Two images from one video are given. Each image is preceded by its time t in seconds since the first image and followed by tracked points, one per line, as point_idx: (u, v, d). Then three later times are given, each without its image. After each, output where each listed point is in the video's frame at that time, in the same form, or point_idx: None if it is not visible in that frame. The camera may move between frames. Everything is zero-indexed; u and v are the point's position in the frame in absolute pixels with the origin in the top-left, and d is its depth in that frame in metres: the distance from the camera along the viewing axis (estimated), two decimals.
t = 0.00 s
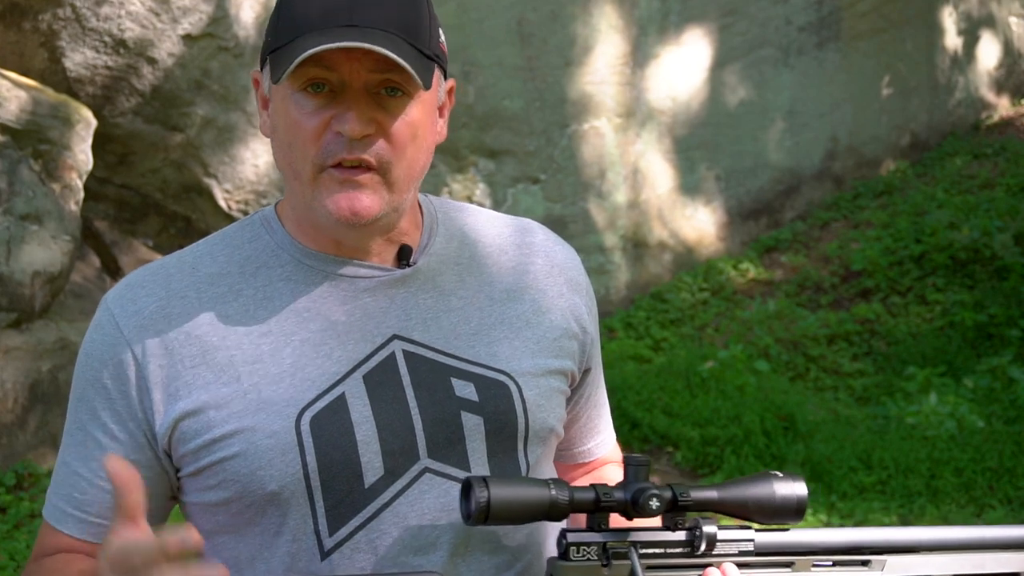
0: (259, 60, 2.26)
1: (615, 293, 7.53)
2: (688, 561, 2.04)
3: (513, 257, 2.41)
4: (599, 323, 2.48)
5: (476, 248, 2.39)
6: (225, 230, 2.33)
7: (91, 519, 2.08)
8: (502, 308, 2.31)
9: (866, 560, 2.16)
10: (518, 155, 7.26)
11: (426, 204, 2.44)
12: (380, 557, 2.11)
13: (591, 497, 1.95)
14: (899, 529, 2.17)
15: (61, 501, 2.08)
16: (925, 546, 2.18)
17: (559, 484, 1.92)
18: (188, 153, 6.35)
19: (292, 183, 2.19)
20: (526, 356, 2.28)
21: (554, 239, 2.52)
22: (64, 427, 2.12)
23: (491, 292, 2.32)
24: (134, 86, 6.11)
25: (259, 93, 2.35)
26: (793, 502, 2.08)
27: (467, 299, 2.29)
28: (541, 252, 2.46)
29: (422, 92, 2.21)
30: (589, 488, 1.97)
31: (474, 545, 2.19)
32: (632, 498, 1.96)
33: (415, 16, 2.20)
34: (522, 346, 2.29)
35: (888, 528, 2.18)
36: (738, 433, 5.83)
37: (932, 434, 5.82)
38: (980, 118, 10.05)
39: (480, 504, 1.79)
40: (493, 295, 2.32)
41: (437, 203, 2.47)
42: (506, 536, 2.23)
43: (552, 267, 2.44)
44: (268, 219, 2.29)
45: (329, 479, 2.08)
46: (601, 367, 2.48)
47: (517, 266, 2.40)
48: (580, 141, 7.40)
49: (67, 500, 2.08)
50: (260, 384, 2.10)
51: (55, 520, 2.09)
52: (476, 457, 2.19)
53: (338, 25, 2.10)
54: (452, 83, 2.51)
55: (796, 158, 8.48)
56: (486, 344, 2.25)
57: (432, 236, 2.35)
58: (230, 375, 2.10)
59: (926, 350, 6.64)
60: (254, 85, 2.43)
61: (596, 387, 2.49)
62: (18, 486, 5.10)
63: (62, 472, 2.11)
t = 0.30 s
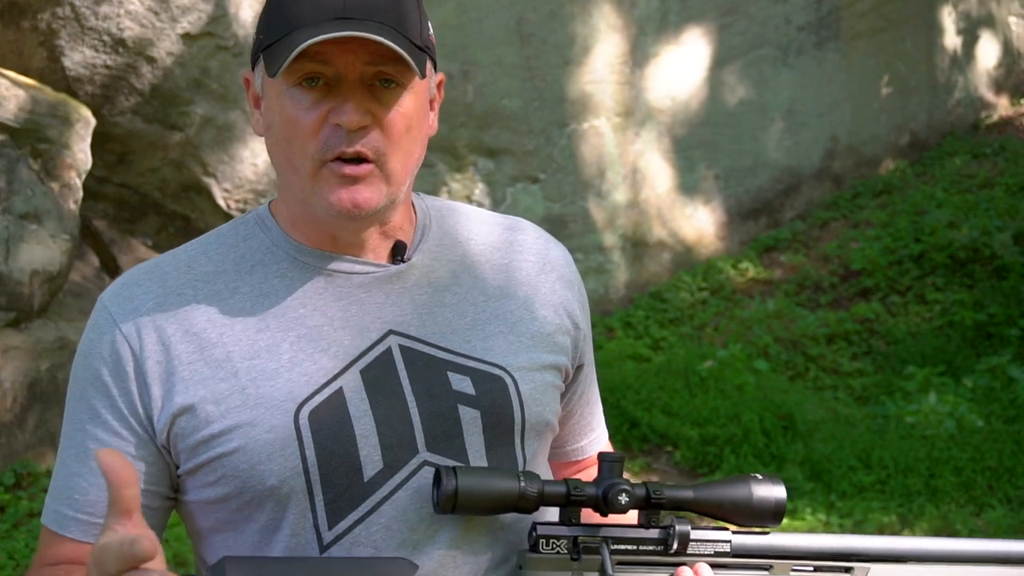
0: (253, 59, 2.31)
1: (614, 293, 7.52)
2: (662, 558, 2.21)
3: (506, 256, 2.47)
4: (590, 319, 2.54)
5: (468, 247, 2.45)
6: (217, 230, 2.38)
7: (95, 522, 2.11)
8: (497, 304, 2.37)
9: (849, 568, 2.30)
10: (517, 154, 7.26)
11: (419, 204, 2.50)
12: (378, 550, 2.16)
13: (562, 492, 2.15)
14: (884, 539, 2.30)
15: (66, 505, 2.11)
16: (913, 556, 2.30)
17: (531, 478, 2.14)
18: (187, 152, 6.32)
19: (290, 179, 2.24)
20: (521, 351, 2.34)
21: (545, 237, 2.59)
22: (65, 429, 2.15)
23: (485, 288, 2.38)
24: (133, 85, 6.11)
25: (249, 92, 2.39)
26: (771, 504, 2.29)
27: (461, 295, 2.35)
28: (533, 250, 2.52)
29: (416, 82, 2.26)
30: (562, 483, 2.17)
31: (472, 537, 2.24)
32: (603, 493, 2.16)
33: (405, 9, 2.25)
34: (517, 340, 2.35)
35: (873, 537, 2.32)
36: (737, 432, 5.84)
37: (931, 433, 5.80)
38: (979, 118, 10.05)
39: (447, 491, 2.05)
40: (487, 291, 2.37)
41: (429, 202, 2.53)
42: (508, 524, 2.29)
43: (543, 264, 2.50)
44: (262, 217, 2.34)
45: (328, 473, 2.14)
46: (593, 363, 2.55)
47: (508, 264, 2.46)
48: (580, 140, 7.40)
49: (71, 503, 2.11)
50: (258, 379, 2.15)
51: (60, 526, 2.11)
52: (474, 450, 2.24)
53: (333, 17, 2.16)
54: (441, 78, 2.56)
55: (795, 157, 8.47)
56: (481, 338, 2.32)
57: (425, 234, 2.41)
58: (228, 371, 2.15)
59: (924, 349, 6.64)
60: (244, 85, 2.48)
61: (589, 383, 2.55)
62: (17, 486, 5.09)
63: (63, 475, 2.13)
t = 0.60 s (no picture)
0: (244, 56, 2.34)
1: (613, 292, 7.51)
2: (655, 555, 2.20)
3: (499, 253, 2.50)
4: (584, 316, 2.56)
5: (461, 245, 2.47)
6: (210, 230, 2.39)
7: (91, 521, 2.10)
8: (491, 300, 2.38)
9: (844, 566, 2.29)
10: (516, 154, 7.25)
11: (413, 203, 2.52)
12: (373, 545, 2.16)
13: (555, 487, 2.16)
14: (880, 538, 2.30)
15: (62, 506, 2.11)
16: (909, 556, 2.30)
17: (524, 473, 2.15)
18: (186, 152, 6.31)
19: (283, 174, 2.26)
20: (515, 346, 2.36)
21: (538, 235, 2.61)
22: (61, 429, 2.15)
23: (479, 285, 2.39)
24: (132, 84, 6.11)
25: (243, 92, 2.43)
26: (765, 501, 2.28)
27: (455, 292, 2.36)
28: (525, 247, 2.55)
29: (407, 76, 2.28)
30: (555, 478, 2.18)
31: (469, 533, 2.24)
32: (597, 489, 2.16)
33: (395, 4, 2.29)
34: (512, 336, 2.36)
35: (870, 537, 2.31)
36: (736, 432, 5.84)
37: (930, 433, 5.80)
38: (978, 118, 10.04)
39: (442, 486, 2.07)
40: (481, 288, 2.39)
41: (422, 201, 2.55)
42: (505, 519, 2.29)
43: (536, 262, 2.52)
44: (256, 216, 2.35)
45: (322, 468, 2.15)
46: (587, 361, 2.56)
47: (502, 261, 2.48)
48: (579, 140, 7.40)
49: (67, 503, 2.11)
50: (253, 375, 2.16)
51: (56, 526, 2.11)
52: (469, 444, 2.25)
53: (324, 12, 2.19)
54: (433, 75, 2.59)
55: (793, 157, 8.47)
56: (476, 334, 2.33)
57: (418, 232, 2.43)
58: (222, 368, 2.15)
59: (923, 348, 6.65)
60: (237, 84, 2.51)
61: (584, 380, 2.57)
62: (15, 485, 5.08)
63: (59, 475, 2.13)
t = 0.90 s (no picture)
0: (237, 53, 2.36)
1: (612, 292, 7.50)
2: (652, 560, 2.19)
3: (496, 252, 2.50)
4: (582, 315, 2.56)
5: (457, 244, 2.47)
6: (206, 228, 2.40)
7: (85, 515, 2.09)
8: (487, 297, 2.38)
9: None
10: (515, 153, 7.25)
11: (410, 203, 2.52)
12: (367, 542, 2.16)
13: (554, 488, 2.15)
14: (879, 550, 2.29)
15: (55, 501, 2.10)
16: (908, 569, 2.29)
17: (524, 473, 2.14)
18: (184, 151, 6.29)
19: (278, 166, 2.27)
20: (512, 343, 2.36)
21: (535, 234, 2.61)
22: (56, 424, 2.14)
23: (475, 282, 2.39)
24: (130, 84, 6.11)
25: (236, 89, 2.44)
26: (765, 509, 2.28)
27: (452, 289, 2.36)
28: (522, 246, 2.55)
29: (399, 62, 2.30)
30: (554, 479, 2.17)
31: (464, 530, 2.24)
32: (596, 492, 2.15)
33: None
34: (509, 333, 2.36)
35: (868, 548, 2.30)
36: (735, 431, 5.83)
37: (929, 432, 5.80)
38: (977, 118, 10.04)
39: (440, 482, 2.06)
40: (477, 285, 2.39)
41: (419, 200, 2.55)
42: (500, 515, 2.29)
43: (533, 260, 2.52)
44: (252, 214, 2.36)
45: (318, 464, 2.15)
46: (584, 360, 2.56)
47: (498, 260, 2.48)
48: (577, 140, 7.40)
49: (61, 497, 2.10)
50: (248, 370, 2.16)
51: (50, 522, 2.10)
52: (465, 440, 2.25)
53: None
54: (426, 70, 2.61)
55: (792, 157, 8.46)
56: (473, 330, 2.33)
57: (415, 229, 2.43)
58: (218, 363, 2.15)
59: (921, 348, 6.65)
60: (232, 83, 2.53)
61: (581, 379, 2.57)
62: (13, 485, 5.07)
63: (53, 470, 2.12)
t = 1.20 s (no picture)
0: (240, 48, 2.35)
1: (612, 292, 7.50)
2: (653, 559, 2.19)
3: (495, 251, 2.50)
4: (583, 315, 2.56)
5: (457, 243, 2.47)
6: (207, 226, 2.39)
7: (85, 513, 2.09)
8: (487, 297, 2.38)
9: None
10: (514, 153, 7.24)
11: (411, 201, 2.51)
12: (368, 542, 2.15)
13: (555, 487, 2.15)
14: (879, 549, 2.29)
15: (54, 499, 2.09)
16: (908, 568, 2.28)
17: (525, 472, 2.14)
18: (184, 151, 6.28)
19: (279, 163, 2.27)
20: (513, 343, 2.35)
21: (536, 232, 2.61)
22: (55, 422, 2.14)
23: (475, 281, 2.39)
24: (129, 83, 6.10)
25: (239, 85, 2.43)
26: (767, 509, 2.27)
27: (453, 288, 2.35)
28: (523, 245, 2.55)
29: (403, 61, 2.30)
30: (555, 478, 2.17)
31: (464, 530, 2.23)
32: (598, 491, 2.15)
33: None
34: (509, 332, 2.36)
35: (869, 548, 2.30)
36: (734, 431, 5.82)
37: (929, 432, 5.80)
38: (977, 117, 10.02)
39: (442, 481, 2.05)
40: (477, 285, 2.39)
41: (419, 199, 2.55)
42: (500, 515, 2.28)
43: (533, 259, 2.52)
44: (253, 212, 2.36)
45: (319, 462, 2.14)
46: (585, 360, 2.56)
47: (498, 260, 2.48)
48: (577, 140, 7.39)
49: (60, 495, 2.10)
50: (248, 369, 2.16)
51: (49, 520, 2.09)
52: (466, 439, 2.25)
53: None
54: (429, 68, 2.60)
55: (792, 156, 8.46)
56: (473, 330, 2.33)
57: (416, 228, 2.43)
58: (218, 362, 2.15)
59: (920, 348, 6.64)
60: (234, 79, 2.52)
61: (582, 379, 2.56)
62: (12, 485, 5.06)
63: (52, 468, 2.12)
